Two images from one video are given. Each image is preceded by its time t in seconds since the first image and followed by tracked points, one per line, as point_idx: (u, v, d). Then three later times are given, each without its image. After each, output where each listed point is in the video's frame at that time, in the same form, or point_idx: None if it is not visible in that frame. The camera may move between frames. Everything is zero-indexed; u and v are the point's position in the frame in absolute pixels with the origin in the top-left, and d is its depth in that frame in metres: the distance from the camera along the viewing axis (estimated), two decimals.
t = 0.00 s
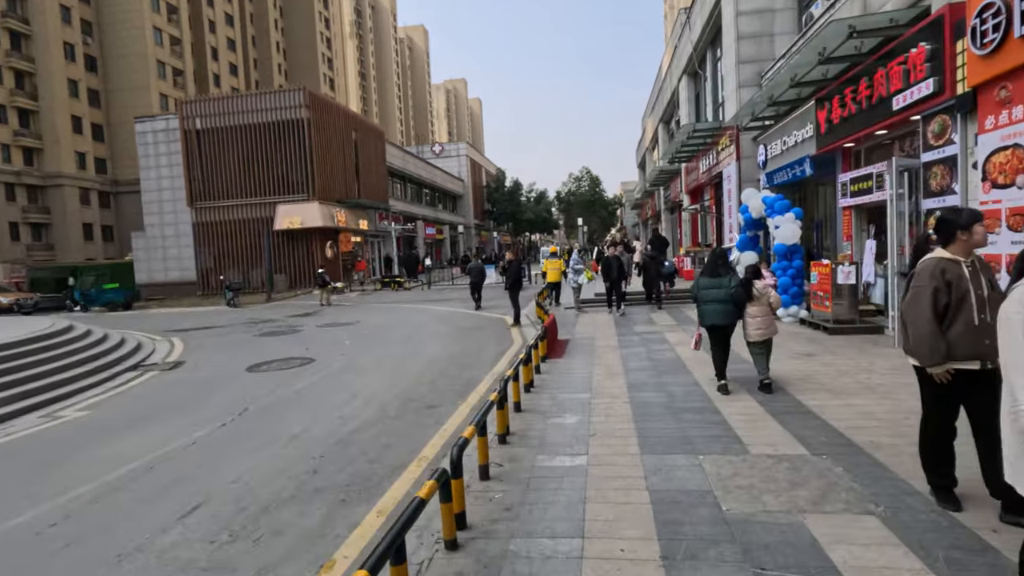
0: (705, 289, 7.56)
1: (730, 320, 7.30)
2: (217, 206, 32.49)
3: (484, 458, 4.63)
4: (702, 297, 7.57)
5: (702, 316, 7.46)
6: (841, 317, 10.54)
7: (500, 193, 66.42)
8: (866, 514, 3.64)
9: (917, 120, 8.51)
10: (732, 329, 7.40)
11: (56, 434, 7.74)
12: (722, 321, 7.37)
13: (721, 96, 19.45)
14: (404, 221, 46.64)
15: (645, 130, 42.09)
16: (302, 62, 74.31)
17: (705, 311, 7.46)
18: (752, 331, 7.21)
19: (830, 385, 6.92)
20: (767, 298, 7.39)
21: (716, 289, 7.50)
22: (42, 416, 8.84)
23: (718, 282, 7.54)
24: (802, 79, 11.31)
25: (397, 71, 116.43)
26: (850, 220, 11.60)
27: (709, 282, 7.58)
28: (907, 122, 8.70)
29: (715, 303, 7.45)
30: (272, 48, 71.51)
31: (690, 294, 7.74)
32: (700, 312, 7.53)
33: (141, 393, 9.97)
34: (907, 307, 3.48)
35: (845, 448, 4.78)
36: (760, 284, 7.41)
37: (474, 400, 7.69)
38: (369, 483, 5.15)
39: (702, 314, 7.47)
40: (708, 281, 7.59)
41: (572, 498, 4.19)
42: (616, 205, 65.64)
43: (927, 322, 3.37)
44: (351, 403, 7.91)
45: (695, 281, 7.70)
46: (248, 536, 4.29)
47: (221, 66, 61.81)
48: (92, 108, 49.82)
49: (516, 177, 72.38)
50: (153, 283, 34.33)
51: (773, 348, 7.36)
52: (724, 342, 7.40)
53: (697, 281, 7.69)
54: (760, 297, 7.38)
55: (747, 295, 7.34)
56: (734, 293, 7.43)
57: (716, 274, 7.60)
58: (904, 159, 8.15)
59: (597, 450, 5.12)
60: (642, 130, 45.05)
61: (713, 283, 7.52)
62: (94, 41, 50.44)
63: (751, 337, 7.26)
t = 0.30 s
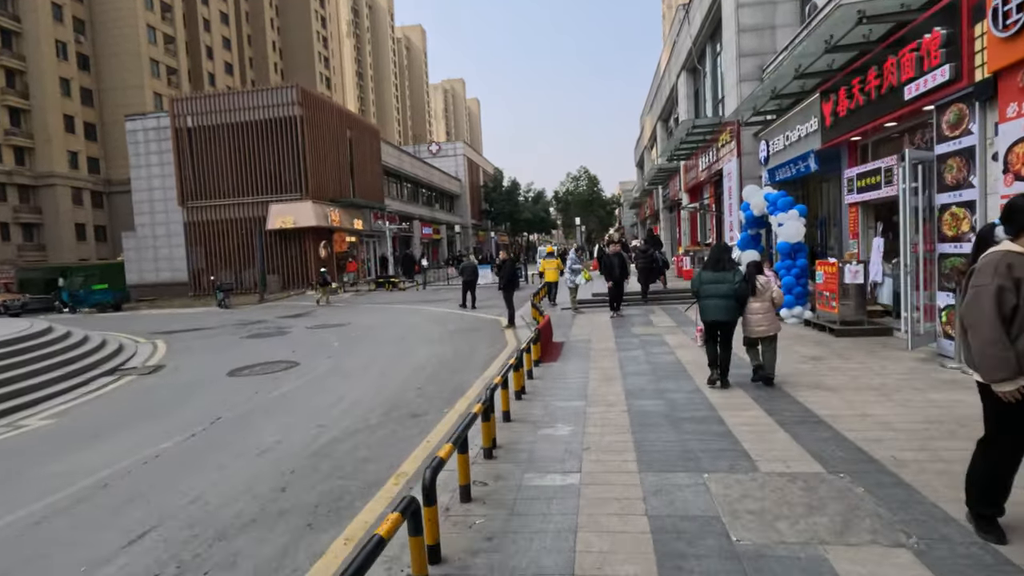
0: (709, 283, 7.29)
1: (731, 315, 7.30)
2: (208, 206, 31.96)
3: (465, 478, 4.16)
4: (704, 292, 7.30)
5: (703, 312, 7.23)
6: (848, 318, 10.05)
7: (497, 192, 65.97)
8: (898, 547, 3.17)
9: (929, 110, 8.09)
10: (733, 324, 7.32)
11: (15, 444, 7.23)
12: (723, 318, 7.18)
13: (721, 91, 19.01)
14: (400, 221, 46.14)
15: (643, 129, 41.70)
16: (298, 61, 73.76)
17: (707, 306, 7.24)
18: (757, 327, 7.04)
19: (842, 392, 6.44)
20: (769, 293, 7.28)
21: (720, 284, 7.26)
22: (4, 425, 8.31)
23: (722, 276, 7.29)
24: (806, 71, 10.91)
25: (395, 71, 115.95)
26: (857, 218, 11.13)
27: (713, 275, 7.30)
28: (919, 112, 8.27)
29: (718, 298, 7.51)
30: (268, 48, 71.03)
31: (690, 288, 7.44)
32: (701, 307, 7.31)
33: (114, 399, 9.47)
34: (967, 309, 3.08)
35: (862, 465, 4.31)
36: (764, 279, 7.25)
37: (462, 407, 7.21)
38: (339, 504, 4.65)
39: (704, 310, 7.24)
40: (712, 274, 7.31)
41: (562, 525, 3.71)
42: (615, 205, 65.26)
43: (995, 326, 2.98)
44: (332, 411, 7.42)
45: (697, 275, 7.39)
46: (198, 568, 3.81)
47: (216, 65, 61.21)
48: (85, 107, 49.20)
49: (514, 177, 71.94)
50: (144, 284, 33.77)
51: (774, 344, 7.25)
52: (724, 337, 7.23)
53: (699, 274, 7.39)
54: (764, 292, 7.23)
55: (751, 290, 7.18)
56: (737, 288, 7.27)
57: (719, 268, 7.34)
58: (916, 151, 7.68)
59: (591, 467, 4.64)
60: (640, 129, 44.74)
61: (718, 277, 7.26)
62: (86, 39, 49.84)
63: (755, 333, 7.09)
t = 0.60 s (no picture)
0: (714, 289, 7.47)
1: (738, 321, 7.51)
2: (204, 206, 31.52)
3: (455, 508, 3.73)
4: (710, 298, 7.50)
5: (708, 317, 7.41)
6: (863, 322, 9.66)
7: (498, 192, 65.52)
8: None
9: (952, 103, 7.63)
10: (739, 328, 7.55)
11: None
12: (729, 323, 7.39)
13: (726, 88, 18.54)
14: (399, 221, 45.69)
15: (645, 127, 41.21)
16: (298, 61, 73.27)
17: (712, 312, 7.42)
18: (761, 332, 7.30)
19: (863, 405, 5.99)
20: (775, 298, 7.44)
21: (726, 290, 7.44)
22: None
23: (727, 282, 7.45)
24: (818, 64, 10.47)
25: (395, 71, 115.51)
26: (870, 218, 10.70)
27: (718, 282, 7.47)
28: (941, 106, 7.82)
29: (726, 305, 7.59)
30: (267, 47, 70.70)
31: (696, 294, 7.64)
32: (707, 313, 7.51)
33: (93, 409, 9.05)
34: None
35: (897, 492, 3.87)
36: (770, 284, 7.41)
37: (457, 420, 6.76)
38: (316, 533, 4.22)
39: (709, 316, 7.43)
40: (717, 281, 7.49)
41: (563, 567, 3.27)
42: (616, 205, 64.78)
43: None
44: (318, 424, 6.99)
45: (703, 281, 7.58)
46: None
47: (215, 65, 60.79)
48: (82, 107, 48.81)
49: (514, 177, 71.47)
50: (140, 285, 33.36)
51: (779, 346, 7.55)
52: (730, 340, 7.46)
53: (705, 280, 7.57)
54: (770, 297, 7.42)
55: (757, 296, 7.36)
56: (743, 294, 7.43)
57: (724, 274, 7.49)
58: (939, 147, 7.23)
59: (596, 493, 4.19)
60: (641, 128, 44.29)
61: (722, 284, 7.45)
62: (83, 39, 49.45)
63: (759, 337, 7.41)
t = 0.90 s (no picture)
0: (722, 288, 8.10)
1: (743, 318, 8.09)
2: (200, 205, 31.09)
3: (445, 544, 3.27)
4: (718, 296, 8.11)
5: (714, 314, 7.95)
6: (881, 325, 9.10)
7: (499, 191, 65.01)
8: None
9: (982, 90, 7.16)
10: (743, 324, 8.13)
11: None
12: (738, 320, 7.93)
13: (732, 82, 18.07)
14: (399, 220, 45.24)
15: (647, 124, 40.67)
16: (298, 59, 72.77)
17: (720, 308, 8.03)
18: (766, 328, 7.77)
19: (893, 416, 5.51)
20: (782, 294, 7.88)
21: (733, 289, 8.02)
22: None
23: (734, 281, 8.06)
24: (833, 54, 10.00)
25: (396, 70, 114.98)
26: (888, 215, 10.19)
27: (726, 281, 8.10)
28: (968, 95, 7.35)
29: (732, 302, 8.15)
30: (267, 46, 70.28)
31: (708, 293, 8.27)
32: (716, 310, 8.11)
33: (73, 416, 8.63)
34: None
35: (947, 525, 3.40)
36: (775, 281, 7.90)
37: (453, 432, 6.30)
38: (291, 568, 3.76)
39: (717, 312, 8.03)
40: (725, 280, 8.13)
41: None
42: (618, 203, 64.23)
43: None
44: (304, 436, 6.54)
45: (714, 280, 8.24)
46: None
47: (214, 64, 60.32)
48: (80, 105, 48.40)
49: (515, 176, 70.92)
50: (137, 285, 32.96)
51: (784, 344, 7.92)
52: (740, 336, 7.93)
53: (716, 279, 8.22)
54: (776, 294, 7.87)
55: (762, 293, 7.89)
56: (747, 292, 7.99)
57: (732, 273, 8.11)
58: (970, 137, 6.74)
59: (605, 523, 3.73)
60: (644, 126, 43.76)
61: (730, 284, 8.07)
62: (81, 37, 49.03)
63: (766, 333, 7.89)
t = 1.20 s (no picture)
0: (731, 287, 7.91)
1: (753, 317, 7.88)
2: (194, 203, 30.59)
3: None
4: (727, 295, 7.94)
5: (723, 314, 7.77)
6: (898, 326, 8.62)
7: (498, 190, 64.52)
8: None
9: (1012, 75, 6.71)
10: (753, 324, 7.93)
11: None
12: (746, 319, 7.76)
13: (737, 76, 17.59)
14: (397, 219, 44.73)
15: (648, 122, 40.17)
16: (296, 58, 72.21)
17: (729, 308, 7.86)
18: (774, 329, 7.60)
19: (925, 426, 5.02)
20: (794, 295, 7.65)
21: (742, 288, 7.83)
22: None
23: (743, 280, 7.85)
24: (847, 40, 9.55)
25: (395, 68, 114.41)
26: (903, 210, 9.71)
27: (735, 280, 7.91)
28: (997, 80, 6.90)
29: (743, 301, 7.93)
30: (265, 45, 69.72)
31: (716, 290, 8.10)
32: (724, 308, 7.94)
33: (45, 422, 8.16)
34: None
35: (1009, 560, 2.93)
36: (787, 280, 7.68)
37: (444, 444, 5.81)
38: None
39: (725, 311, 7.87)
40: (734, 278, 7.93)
41: None
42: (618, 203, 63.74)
43: None
44: (284, 447, 6.05)
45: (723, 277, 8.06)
46: None
47: (211, 62, 59.79)
48: (75, 103, 47.85)
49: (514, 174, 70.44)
50: (130, 285, 32.47)
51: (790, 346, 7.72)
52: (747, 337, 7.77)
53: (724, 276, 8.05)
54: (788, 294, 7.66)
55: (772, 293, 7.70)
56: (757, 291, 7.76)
57: (743, 271, 7.91)
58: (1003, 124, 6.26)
59: (613, 554, 3.27)
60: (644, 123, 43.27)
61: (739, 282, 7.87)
62: (76, 34, 48.48)
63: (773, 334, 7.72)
